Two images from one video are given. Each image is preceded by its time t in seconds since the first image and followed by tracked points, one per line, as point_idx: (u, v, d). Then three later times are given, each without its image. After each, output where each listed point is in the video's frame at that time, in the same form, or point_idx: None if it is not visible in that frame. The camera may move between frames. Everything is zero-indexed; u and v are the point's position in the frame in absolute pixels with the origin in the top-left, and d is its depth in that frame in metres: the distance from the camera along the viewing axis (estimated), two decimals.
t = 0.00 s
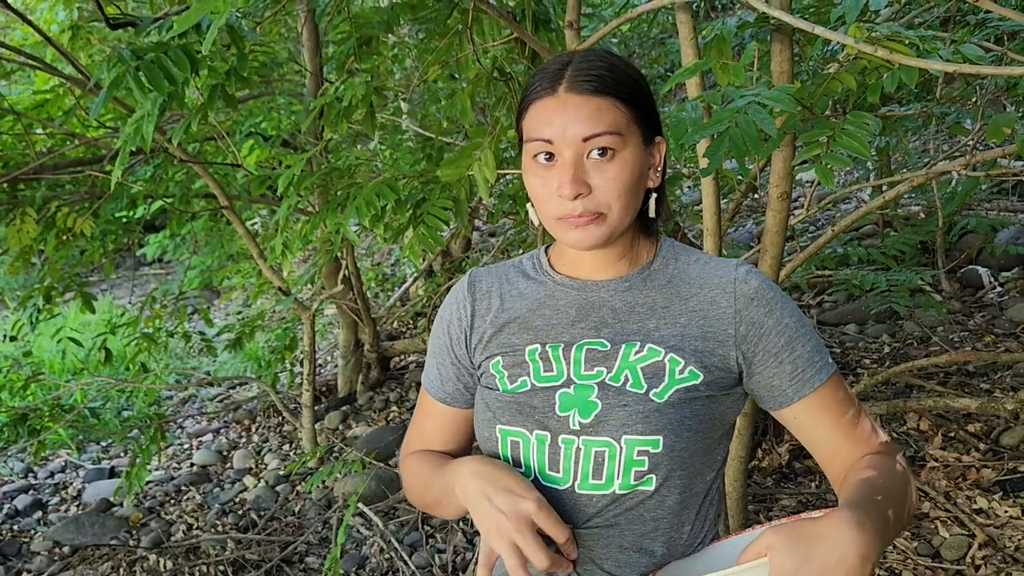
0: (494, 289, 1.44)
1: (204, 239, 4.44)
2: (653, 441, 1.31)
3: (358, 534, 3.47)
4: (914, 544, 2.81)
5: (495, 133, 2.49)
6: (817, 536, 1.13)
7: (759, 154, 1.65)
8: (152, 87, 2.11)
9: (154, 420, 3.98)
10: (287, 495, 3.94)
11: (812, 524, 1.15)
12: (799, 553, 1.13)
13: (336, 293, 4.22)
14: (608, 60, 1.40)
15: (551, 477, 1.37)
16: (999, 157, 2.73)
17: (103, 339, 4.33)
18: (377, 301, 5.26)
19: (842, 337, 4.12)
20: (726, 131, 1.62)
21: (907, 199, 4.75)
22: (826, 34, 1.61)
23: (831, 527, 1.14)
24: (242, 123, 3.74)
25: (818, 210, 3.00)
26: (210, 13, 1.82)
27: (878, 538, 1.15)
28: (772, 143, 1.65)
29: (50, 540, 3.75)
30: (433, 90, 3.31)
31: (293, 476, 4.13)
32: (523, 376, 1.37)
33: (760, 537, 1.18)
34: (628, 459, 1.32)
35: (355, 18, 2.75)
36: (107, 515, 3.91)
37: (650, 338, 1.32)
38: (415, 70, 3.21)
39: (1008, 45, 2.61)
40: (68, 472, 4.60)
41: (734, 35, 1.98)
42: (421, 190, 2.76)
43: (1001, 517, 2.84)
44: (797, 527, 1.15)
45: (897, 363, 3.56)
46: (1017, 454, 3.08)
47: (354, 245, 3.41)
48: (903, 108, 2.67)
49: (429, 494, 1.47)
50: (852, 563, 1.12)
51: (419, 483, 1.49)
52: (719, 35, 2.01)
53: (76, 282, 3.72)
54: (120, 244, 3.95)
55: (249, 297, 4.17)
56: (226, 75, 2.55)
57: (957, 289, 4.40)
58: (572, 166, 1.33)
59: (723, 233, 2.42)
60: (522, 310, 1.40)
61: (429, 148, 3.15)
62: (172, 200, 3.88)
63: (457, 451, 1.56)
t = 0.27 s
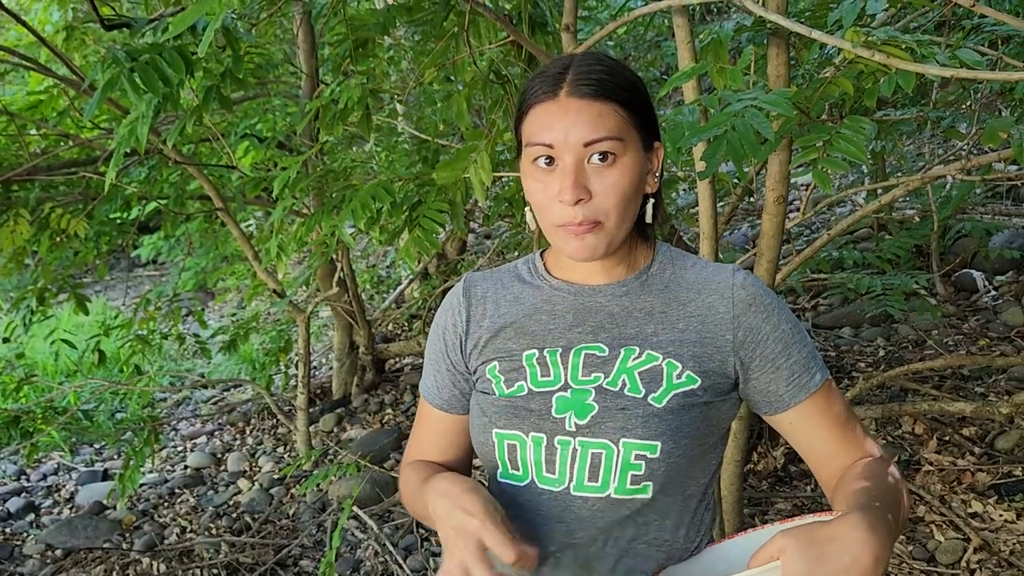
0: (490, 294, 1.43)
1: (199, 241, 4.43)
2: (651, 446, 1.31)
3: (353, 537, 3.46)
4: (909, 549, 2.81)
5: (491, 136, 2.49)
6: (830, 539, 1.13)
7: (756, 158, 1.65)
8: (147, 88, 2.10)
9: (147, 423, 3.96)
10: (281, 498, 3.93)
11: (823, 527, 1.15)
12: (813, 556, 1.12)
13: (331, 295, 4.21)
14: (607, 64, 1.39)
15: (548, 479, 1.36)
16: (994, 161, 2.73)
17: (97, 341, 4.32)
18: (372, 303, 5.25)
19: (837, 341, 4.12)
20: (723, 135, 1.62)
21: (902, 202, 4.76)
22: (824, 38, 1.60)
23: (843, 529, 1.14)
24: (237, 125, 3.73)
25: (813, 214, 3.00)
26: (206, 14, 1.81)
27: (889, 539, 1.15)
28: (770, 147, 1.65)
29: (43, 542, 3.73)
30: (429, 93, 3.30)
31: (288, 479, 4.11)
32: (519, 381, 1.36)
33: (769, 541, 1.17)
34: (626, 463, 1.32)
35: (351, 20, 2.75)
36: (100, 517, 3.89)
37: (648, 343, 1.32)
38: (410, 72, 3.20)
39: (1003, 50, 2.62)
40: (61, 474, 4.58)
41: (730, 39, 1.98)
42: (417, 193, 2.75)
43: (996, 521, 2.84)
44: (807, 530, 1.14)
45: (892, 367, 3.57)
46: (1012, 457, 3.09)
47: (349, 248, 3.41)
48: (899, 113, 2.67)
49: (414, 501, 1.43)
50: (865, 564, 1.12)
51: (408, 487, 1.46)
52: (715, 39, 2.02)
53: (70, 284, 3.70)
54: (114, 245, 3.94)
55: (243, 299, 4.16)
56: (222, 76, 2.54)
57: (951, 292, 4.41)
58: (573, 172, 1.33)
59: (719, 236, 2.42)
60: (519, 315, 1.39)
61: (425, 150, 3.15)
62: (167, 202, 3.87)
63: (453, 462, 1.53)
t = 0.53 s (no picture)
0: (487, 295, 1.43)
1: (190, 241, 4.40)
2: (645, 446, 1.31)
3: (345, 539, 3.45)
4: (901, 551, 2.82)
5: (484, 137, 2.48)
6: (830, 536, 1.12)
7: (751, 160, 1.65)
8: (139, 89, 2.09)
9: (138, 425, 3.94)
10: (273, 500, 3.91)
11: (822, 526, 1.14)
12: (814, 553, 1.10)
13: (324, 296, 4.20)
14: (606, 67, 1.39)
15: (544, 479, 1.36)
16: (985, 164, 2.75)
17: (87, 342, 4.29)
18: (364, 304, 5.24)
19: (829, 343, 4.13)
20: (718, 137, 1.62)
21: (893, 205, 4.77)
22: (818, 40, 1.61)
23: (843, 528, 1.13)
24: (229, 126, 3.72)
25: (806, 216, 3.01)
26: (198, 14, 1.80)
27: (888, 539, 1.14)
28: (765, 149, 1.66)
29: (32, 545, 3.70)
30: (422, 94, 3.30)
31: (279, 481, 4.09)
32: (515, 382, 1.36)
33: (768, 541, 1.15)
34: (621, 463, 1.32)
35: (344, 21, 2.74)
36: (89, 520, 3.87)
37: (644, 345, 1.32)
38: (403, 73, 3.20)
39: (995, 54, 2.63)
40: (50, 476, 4.54)
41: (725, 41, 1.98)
42: (410, 194, 2.75)
43: (988, 523, 2.85)
44: (807, 528, 1.13)
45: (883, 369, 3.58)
46: (1003, 459, 3.10)
47: (341, 249, 3.39)
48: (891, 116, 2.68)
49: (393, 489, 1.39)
50: (866, 563, 1.11)
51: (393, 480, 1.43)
52: (709, 41, 2.02)
53: (60, 285, 3.68)
54: (104, 246, 3.92)
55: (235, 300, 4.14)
56: (214, 77, 2.53)
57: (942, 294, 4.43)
58: (571, 175, 1.32)
59: (713, 238, 2.42)
60: (515, 316, 1.39)
61: (418, 151, 3.14)
62: (158, 203, 3.85)
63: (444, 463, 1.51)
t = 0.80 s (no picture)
0: (478, 294, 1.42)
1: (177, 241, 4.37)
2: (634, 447, 1.30)
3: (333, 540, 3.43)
4: (889, 549, 2.83)
5: (473, 136, 2.47)
6: (817, 535, 1.13)
7: (740, 159, 1.65)
8: (124, 86, 2.07)
9: (125, 425, 3.91)
10: (260, 501, 3.89)
11: (808, 524, 1.14)
12: (801, 552, 1.11)
13: (312, 296, 4.17)
14: (596, 66, 1.38)
15: (532, 478, 1.36)
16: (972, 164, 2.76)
17: (73, 342, 4.25)
18: (352, 304, 5.22)
19: (817, 342, 4.14)
20: (707, 136, 1.62)
21: (880, 204, 4.80)
22: (807, 39, 1.61)
23: (830, 525, 1.14)
24: (216, 124, 3.70)
25: (794, 216, 3.01)
26: (184, 11, 1.78)
27: (875, 537, 1.15)
28: (753, 148, 1.65)
29: (17, 547, 3.66)
30: (411, 93, 3.29)
31: (267, 482, 4.07)
32: (504, 381, 1.35)
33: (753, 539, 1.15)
34: (609, 463, 1.31)
35: (332, 19, 2.73)
36: (75, 522, 3.84)
37: (635, 345, 1.31)
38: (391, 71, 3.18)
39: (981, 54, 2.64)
40: (35, 478, 4.50)
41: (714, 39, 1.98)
42: (398, 193, 2.73)
43: (974, 521, 2.87)
44: (794, 527, 1.13)
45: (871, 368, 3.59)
46: (989, 458, 3.12)
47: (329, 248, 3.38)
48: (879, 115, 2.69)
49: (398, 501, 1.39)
50: (852, 561, 1.12)
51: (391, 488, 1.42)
52: (698, 40, 2.02)
53: (45, 285, 3.65)
54: (90, 245, 3.89)
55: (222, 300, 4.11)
56: (201, 74, 2.50)
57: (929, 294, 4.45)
58: (561, 175, 1.32)
59: (701, 237, 2.42)
60: (506, 316, 1.38)
61: (406, 150, 3.13)
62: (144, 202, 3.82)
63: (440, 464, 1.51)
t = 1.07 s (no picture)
0: (469, 291, 1.42)
1: (164, 240, 4.35)
2: (623, 441, 1.31)
3: (322, 539, 3.43)
4: (876, 545, 2.84)
5: (462, 134, 2.47)
6: (802, 519, 1.14)
7: (727, 157, 1.66)
8: (110, 84, 2.06)
9: (112, 425, 3.89)
10: (249, 500, 3.88)
11: (794, 510, 1.16)
12: (789, 537, 1.12)
13: (300, 295, 4.16)
14: (588, 64, 1.39)
15: (521, 473, 1.36)
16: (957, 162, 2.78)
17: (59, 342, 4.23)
18: (341, 303, 5.21)
19: (805, 339, 4.16)
20: (694, 134, 1.63)
21: (867, 203, 4.82)
22: (793, 38, 1.62)
23: (814, 510, 1.15)
24: (204, 122, 3.68)
25: (781, 214, 3.02)
26: (171, 9, 1.78)
27: (859, 521, 1.17)
28: (740, 147, 1.66)
29: (3, 548, 3.64)
30: (400, 91, 3.28)
31: (256, 481, 4.06)
32: (494, 376, 1.36)
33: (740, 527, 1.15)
34: (598, 457, 1.32)
35: (321, 17, 2.72)
36: (62, 522, 3.82)
37: (624, 342, 1.32)
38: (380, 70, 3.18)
39: (966, 53, 2.66)
40: (22, 478, 4.48)
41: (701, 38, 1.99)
42: (387, 192, 2.73)
43: (960, 517, 2.89)
44: (780, 513, 1.14)
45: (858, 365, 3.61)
46: (975, 454, 3.15)
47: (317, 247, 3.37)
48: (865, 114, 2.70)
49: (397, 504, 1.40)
50: (837, 544, 1.13)
51: (387, 490, 1.43)
52: (686, 38, 2.02)
53: (31, 284, 3.62)
54: (77, 244, 3.87)
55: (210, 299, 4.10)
56: (188, 72, 2.49)
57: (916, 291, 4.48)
58: (554, 170, 1.32)
59: (689, 236, 2.43)
60: (496, 313, 1.38)
61: (395, 148, 3.13)
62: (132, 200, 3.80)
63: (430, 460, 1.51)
